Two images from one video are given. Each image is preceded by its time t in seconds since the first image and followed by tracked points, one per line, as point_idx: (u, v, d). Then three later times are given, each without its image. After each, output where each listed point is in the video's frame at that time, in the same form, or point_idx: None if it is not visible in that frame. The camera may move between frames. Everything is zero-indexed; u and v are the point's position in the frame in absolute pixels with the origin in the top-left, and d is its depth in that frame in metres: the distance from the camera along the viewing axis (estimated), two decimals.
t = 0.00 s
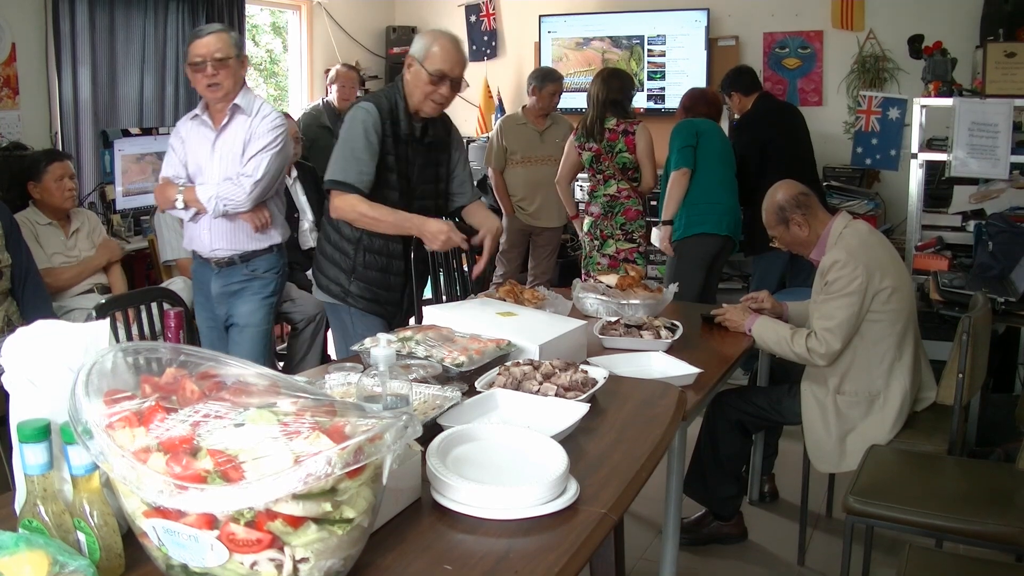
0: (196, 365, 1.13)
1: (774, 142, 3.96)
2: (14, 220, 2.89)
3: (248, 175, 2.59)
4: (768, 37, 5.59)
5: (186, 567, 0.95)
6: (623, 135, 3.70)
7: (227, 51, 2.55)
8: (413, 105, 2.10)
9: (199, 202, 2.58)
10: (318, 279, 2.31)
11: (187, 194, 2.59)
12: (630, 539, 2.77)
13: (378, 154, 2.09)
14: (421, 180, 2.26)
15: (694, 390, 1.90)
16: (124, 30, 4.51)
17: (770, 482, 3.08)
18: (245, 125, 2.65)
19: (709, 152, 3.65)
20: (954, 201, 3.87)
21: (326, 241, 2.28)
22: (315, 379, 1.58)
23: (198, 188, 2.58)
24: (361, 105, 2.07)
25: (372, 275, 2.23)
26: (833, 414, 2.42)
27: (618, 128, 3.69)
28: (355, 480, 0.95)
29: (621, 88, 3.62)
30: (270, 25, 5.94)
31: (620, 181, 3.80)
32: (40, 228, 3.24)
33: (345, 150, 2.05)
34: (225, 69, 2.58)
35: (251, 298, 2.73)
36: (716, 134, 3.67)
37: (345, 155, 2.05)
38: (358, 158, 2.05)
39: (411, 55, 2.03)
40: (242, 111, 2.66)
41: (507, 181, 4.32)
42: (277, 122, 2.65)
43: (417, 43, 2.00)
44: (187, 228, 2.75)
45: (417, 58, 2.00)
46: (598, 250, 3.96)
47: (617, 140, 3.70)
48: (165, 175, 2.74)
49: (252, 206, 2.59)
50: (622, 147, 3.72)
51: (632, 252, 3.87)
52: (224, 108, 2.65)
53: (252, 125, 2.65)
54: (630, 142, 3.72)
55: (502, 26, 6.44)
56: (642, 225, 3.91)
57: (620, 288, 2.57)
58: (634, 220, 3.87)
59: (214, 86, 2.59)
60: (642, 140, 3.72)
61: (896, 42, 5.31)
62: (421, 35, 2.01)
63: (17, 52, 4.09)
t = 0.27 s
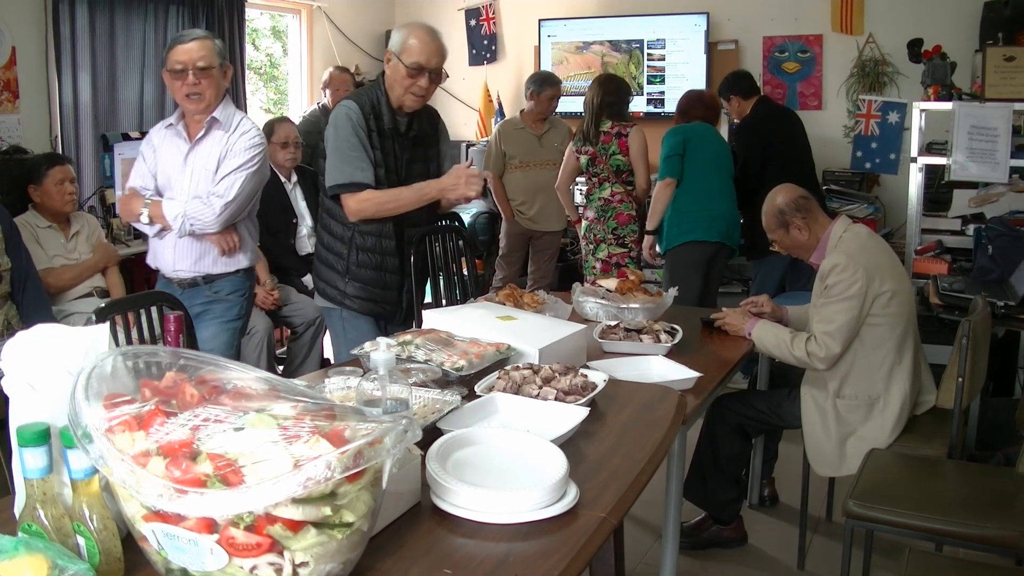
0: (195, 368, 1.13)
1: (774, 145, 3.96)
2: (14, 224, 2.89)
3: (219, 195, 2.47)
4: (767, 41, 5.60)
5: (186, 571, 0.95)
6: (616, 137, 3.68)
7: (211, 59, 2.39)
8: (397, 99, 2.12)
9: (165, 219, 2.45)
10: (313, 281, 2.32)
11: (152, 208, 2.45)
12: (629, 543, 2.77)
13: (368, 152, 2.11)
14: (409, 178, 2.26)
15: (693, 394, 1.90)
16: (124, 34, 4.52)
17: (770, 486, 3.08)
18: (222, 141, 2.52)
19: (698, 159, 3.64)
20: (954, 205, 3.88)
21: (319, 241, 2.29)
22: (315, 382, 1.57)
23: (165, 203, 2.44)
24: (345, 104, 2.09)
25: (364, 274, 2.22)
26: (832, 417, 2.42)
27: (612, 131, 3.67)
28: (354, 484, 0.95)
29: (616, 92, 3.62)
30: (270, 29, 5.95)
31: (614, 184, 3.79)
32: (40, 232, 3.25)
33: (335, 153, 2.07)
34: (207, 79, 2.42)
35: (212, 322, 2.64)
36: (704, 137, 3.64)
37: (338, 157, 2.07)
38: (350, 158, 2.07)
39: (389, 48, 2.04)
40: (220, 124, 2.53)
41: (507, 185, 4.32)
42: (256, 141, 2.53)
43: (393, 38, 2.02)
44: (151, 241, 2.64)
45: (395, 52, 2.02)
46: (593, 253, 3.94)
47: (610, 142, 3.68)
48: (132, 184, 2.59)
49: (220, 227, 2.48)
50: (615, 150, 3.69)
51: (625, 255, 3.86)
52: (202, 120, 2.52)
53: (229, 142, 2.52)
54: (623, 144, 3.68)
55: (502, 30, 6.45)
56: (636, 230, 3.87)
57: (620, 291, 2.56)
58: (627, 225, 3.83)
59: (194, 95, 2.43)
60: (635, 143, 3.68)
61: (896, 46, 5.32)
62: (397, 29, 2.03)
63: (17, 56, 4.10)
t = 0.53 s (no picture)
0: (194, 372, 1.13)
1: (773, 148, 3.96)
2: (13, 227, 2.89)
3: (206, 196, 2.39)
4: (766, 45, 5.61)
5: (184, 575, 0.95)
6: (607, 142, 3.69)
7: (199, 52, 2.30)
8: (410, 112, 2.08)
9: (148, 219, 2.34)
10: (320, 298, 2.21)
11: (132, 208, 2.34)
12: (628, 546, 2.77)
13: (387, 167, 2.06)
14: (411, 188, 2.23)
15: (693, 397, 1.90)
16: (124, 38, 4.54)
17: (769, 489, 3.08)
18: (208, 138, 2.46)
19: (685, 167, 3.61)
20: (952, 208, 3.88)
21: (324, 256, 2.18)
22: (314, 386, 1.58)
23: (149, 203, 2.33)
24: (364, 116, 2.01)
25: (379, 291, 2.16)
26: (831, 420, 2.42)
27: (605, 135, 3.68)
28: (353, 488, 0.95)
29: (610, 96, 3.62)
30: (269, 32, 5.97)
31: (607, 187, 3.78)
32: (39, 235, 3.26)
33: (354, 168, 2.00)
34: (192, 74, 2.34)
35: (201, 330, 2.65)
36: (695, 145, 3.59)
37: (365, 173, 1.99)
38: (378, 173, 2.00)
39: (408, 60, 2.00)
40: (205, 121, 2.47)
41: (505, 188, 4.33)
42: (243, 140, 2.47)
43: (414, 50, 1.99)
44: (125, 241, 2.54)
45: (416, 65, 1.99)
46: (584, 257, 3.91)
47: (600, 146, 3.69)
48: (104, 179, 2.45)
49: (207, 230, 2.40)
50: (605, 154, 3.70)
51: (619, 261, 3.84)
52: (185, 116, 2.43)
53: (215, 140, 2.46)
54: (613, 148, 3.69)
55: (501, 33, 6.47)
56: (628, 234, 3.86)
57: (619, 295, 2.56)
58: (617, 229, 3.82)
59: (178, 89, 2.34)
60: (627, 146, 3.68)
61: (894, 50, 5.32)
62: (416, 41, 2.00)
63: (16, 59, 4.15)
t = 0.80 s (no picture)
0: (191, 375, 1.13)
1: (769, 151, 3.97)
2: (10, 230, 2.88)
3: (195, 203, 2.38)
4: (762, 47, 5.62)
5: None
6: (599, 145, 3.69)
7: (169, 52, 2.26)
8: (444, 128, 2.03)
9: (136, 230, 2.29)
10: (334, 315, 2.12)
11: (116, 217, 2.28)
12: (626, 548, 2.77)
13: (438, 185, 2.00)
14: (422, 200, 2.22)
15: (690, 400, 1.90)
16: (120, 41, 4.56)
17: (766, 491, 3.08)
18: (186, 141, 2.44)
19: (671, 176, 3.62)
20: (949, 210, 3.89)
21: (349, 274, 2.08)
22: (311, 388, 1.57)
23: (136, 212, 2.28)
24: (417, 138, 1.93)
25: (399, 307, 2.17)
26: (828, 423, 2.42)
27: (596, 139, 3.68)
28: (350, 490, 0.95)
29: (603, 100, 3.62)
30: (266, 35, 5.98)
31: (598, 192, 3.78)
32: (35, 238, 3.26)
33: (413, 192, 1.93)
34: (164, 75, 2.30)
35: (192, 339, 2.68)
36: (685, 150, 3.57)
37: (435, 195, 1.92)
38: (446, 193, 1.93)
39: (446, 77, 1.93)
40: (182, 125, 2.44)
41: (502, 188, 4.35)
42: (223, 143, 2.48)
43: (455, 68, 1.91)
44: (101, 250, 2.47)
45: (456, 83, 1.93)
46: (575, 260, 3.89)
47: (593, 150, 3.70)
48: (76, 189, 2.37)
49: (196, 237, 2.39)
50: (597, 157, 3.70)
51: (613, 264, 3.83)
52: (161, 119, 2.41)
53: (194, 142, 2.45)
54: (605, 152, 3.69)
55: (498, 36, 6.47)
56: (619, 238, 3.85)
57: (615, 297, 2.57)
58: (609, 233, 3.81)
59: (148, 91, 2.30)
60: (618, 150, 3.68)
61: (890, 52, 5.34)
62: (453, 57, 1.92)
63: (13, 62, 4.14)
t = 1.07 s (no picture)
0: (188, 376, 1.13)
1: (766, 153, 3.97)
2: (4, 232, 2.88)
3: (135, 214, 2.15)
4: (759, 49, 5.63)
5: None
6: (593, 146, 3.69)
7: (109, 56, 2.08)
8: (470, 144, 2.05)
9: (71, 243, 2.10)
10: (342, 323, 2.15)
11: (53, 231, 2.10)
12: (623, 550, 2.77)
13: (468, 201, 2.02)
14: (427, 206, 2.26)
15: (686, 401, 1.90)
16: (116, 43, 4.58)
17: (763, 493, 3.08)
18: (132, 148, 2.22)
19: (663, 180, 3.63)
20: (945, 211, 3.89)
21: (364, 285, 2.11)
22: (308, 390, 1.57)
23: (71, 225, 2.09)
24: (457, 159, 1.96)
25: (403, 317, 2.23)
26: (825, 424, 2.43)
27: (591, 140, 3.69)
28: (347, 492, 0.95)
29: (597, 102, 3.64)
30: (263, 36, 5.98)
31: (593, 193, 3.76)
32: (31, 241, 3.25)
33: (449, 209, 1.95)
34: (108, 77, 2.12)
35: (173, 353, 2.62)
36: (678, 152, 3.58)
37: (475, 214, 1.92)
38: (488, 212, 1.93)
39: (477, 94, 1.95)
40: (128, 131, 2.22)
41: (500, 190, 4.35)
42: (171, 149, 2.23)
43: (487, 85, 1.94)
44: (49, 267, 2.29)
45: (487, 100, 1.96)
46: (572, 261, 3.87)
47: (587, 151, 3.70)
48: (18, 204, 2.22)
49: (138, 251, 2.17)
50: (591, 158, 3.69)
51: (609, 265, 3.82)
52: (105, 126, 2.20)
53: (140, 149, 2.22)
54: (600, 152, 3.68)
55: (495, 38, 6.47)
56: (616, 238, 3.83)
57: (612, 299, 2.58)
58: (605, 233, 3.79)
59: (89, 97, 2.12)
60: (612, 150, 3.68)
61: (887, 54, 5.34)
62: (484, 75, 1.95)
63: (9, 63, 4.14)
